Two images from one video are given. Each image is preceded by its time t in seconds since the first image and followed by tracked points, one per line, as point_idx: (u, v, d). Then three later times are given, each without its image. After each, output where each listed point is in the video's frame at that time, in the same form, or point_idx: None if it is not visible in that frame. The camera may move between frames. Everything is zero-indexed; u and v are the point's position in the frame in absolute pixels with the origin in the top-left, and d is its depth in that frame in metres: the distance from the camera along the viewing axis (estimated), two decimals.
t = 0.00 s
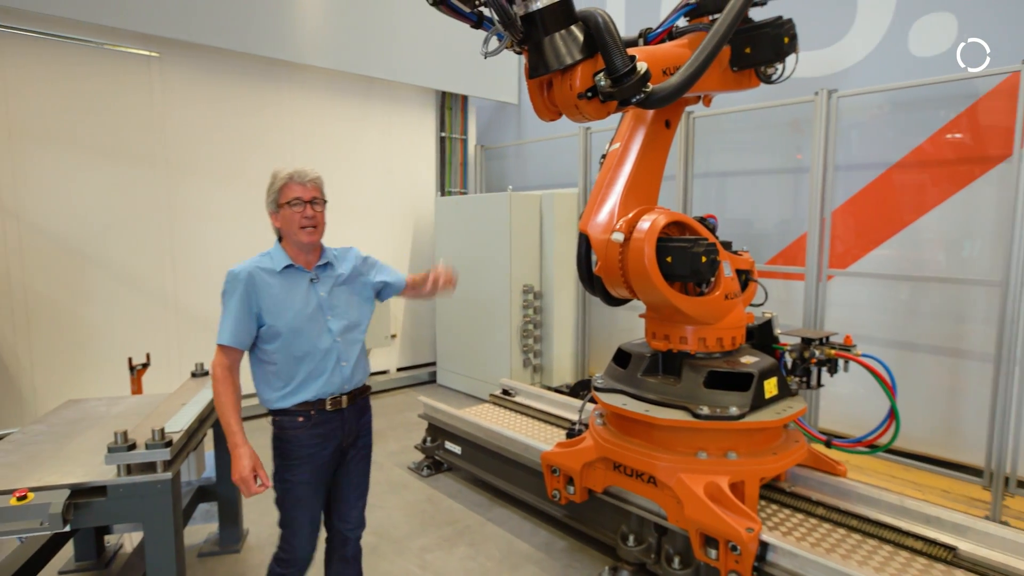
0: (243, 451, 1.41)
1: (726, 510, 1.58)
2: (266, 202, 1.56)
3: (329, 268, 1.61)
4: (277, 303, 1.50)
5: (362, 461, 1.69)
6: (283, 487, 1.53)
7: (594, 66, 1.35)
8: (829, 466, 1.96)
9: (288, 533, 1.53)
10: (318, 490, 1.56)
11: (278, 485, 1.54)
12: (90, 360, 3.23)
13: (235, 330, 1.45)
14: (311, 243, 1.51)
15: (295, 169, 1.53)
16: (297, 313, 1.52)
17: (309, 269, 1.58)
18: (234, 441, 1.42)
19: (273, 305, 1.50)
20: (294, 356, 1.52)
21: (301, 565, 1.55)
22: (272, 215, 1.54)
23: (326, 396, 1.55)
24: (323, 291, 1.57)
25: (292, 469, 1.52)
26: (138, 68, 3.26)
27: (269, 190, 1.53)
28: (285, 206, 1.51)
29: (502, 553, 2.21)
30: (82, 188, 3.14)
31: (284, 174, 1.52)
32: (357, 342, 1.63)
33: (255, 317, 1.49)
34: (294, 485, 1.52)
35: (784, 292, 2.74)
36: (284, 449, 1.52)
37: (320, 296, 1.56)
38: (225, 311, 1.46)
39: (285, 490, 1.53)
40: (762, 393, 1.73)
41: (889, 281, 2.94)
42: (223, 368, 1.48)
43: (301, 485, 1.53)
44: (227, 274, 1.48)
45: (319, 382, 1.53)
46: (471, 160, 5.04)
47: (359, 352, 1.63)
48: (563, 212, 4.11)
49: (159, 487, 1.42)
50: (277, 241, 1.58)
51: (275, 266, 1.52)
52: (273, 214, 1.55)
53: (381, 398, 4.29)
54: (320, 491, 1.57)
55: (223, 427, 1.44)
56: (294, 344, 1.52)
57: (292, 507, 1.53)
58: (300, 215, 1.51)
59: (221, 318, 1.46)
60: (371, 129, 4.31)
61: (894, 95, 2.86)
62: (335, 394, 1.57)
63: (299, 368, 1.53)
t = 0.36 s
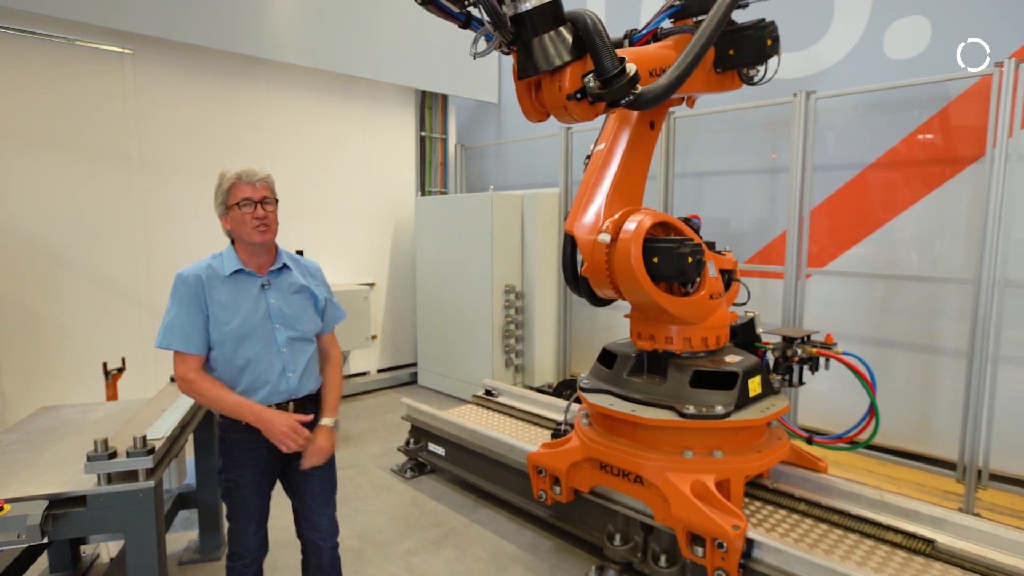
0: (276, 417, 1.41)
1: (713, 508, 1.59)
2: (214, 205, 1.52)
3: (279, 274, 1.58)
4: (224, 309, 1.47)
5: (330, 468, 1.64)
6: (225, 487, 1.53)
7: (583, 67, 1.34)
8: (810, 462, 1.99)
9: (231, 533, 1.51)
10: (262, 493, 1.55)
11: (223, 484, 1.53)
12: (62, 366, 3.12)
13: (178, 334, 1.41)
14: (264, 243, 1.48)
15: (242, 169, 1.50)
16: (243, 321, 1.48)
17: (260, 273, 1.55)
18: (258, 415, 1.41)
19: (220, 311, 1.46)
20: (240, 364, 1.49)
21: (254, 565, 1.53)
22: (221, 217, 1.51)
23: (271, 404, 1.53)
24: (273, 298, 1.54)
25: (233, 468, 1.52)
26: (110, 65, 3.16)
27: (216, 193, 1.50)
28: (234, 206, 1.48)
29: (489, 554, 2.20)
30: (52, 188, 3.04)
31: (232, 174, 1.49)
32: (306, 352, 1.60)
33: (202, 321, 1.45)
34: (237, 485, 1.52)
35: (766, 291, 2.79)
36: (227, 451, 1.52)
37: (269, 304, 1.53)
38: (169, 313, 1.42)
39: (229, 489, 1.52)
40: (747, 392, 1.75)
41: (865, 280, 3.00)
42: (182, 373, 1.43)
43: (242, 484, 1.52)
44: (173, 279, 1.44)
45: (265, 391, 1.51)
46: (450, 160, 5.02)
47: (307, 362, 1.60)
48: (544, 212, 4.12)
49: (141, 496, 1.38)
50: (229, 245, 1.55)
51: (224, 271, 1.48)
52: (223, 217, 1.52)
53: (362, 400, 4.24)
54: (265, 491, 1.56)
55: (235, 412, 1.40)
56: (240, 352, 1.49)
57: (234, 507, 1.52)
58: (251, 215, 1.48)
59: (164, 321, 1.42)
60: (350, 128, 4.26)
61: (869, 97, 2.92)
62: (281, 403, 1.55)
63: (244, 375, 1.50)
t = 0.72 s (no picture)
0: (291, 431, 1.47)
1: (714, 506, 1.59)
2: (186, 209, 1.47)
3: (262, 271, 1.59)
4: (218, 308, 1.44)
5: (321, 464, 1.63)
6: (219, 489, 1.50)
7: (586, 63, 1.33)
8: (809, 459, 2.00)
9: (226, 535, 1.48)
10: (257, 494, 1.53)
11: (217, 487, 1.50)
12: (53, 367, 3.08)
13: (173, 338, 1.37)
14: (262, 231, 1.52)
15: (216, 167, 1.51)
16: (238, 319, 1.46)
17: (247, 270, 1.54)
18: (274, 430, 1.44)
19: (213, 311, 1.43)
20: (237, 363, 1.47)
21: (251, 567, 1.50)
22: (202, 218, 1.48)
23: (270, 402, 1.52)
24: (262, 295, 1.53)
25: (227, 471, 1.49)
26: (102, 62, 3.12)
27: (192, 193, 1.46)
28: (222, 202, 1.48)
29: (488, 554, 2.19)
30: (43, 186, 2.99)
31: (209, 172, 1.48)
32: (297, 346, 1.59)
33: (195, 322, 1.41)
34: (233, 487, 1.49)
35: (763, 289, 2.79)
36: (223, 454, 1.49)
37: (260, 300, 1.52)
38: (160, 317, 1.38)
39: (224, 491, 1.49)
40: (747, 389, 1.75)
41: (859, 277, 3.02)
42: (181, 381, 1.38)
43: (238, 485, 1.49)
44: (161, 281, 1.40)
45: (263, 388, 1.50)
46: (445, 158, 5.00)
47: (300, 356, 1.60)
48: (539, 210, 4.11)
49: (139, 497, 1.36)
50: (208, 247, 1.51)
51: (212, 270, 1.46)
52: (203, 217, 1.48)
53: (357, 400, 4.21)
54: (261, 492, 1.54)
55: (250, 429, 1.41)
56: (236, 351, 1.46)
57: (229, 510, 1.50)
58: (242, 207, 1.50)
59: (156, 326, 1.38)
60: (343, 126, 4.23)
61: (863, 95, 2.94)
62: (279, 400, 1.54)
63: (241, 375, 1.48)
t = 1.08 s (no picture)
0: (320, 425, 1.50)
1: (723, 505, 1.58)
2: (207, 206, 1.48)
3: (280, 268, 1.60)
4: (244, 303, 1.44)
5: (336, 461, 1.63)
6: (240, 487, 1.49)
7: (595, 59, 1.32)
8: (815, 459, 1.99)
9: (240, 533, 1.47)
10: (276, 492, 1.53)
11: (237, 482, 1.49)
12: (52, 367, 3.06)
13: (202, 333, 1.38)
14: (282, 228, 1.55)
15: (238, 165, 1.52)
16: (264, 314, 1.47)
17: (267, 266, 1.56)
18: (305, 425, 1.47)
19: (240, 306, 1.44)
20: (264, 358, 1.48)
21: (263, 568, 1.49)
22: (224, 215, 1.48)
23: (295, 397, 1.54)
24: (285, 290, 1.54)
25: (251, 467, 1.49)
26: (101, 60, 3.10)
27: (214, 191, 1.47)
28: (244, 198, 1.49)
29: (492, 555, 2.18)
30: (42, 185, 2.97)
31: (230, 170, 1.50)
32: (318, 341, 1.61)
33: (222, 317, 1.42)
34: (253, 483, 1.49)
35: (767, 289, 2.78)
36: (245, 449, 1.49)
37: (283, 295, 1.52)
38: (188, 313, 1.38)
39: (244, 487, 1.49)
40: (754, 388, 1.74)
41: (862, 276, 3.02)
42: (214, 376, 1.39)
43: (260, 483, 1.49)
44: (187, 277, 1.39)
45: (290, 383, 1.52)
46: (445, 157, 4.98)
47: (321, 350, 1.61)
48: (541, 209, 4.10)
49: (142, 498, 1.34)
50: (228, 244, 1.52)
51: (237, 266, 1.46)
52: (225, 214, 1.48)
53: (357, 400, 4.19)
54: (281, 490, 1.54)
55: (282, 424, 1.43)
56: (263, 346, 1.47)
57: (247, 507, 1.49)
58: (263, 204, 1.53)
59: (184, 322, 1.38)
60: (343, 125, 4.21)
61: (866, 94, 2.93)
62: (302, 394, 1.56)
63: (267, 370, 1.50)
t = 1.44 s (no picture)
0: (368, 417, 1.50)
1: (738, 508, 1.56)
2: (271, 202, 1.51)
3: (336, 264, 1.62)
4: (301, 297, 1.47)
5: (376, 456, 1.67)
6: (288, 474, 1.51)
7: (611, 53, 1.30)
8: (829, 460, 1.97)
9: (282, 525, 1.49)
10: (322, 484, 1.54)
11: (285, 470, 1.51)
12: (55, 367, 3.04)
13: (262, 323, 1.40)
14: (340, 226, 1.57)
15: (301, 164, 1.56)
16: (318, 309, 1.49)
17: (323, 263, 1.58)
18: (354, 417, 1.47)
19: (297, 300, 1.46)
20: (315, 351, 1.51)
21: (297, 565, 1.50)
22: (285, 212, 1.52)
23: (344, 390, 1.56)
24: (338, 286, 1.56)
25: (300, 455, 1.51)
26: (101, 58, 3.08)
27: (279, 188, 1.51)
28: (305, 196, 1.52)
29: (501, 557, 2.16)
30: (44, 184, 2.95)
31: (294, 169, 1.54)
32: (368, 337, 1.63)
33: (281, 309, 1.44)
34: (301, 472, 1.50)
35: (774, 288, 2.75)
36: (297, 436, 1.50)
37: (336, 291, 1.54)
38: (248, 303, 1.41)
39: (292, 476, 1.50)
40: (768, 389, 1.72)
41: (871, 276, 2.99)
42: (271, 364, 1.42)
43: (306, 472, 1.51)
44: (248, 269, 1.42)
45: (340, 376, 1.54)
46: (449, 156, 4.96)
47: (370, 346, 1.63)
48: (546, 209, 4.08)
49: (150, 500, 1.32)
50: (287, 240, 1.55)
51: (295, 261, 1.49)
52: (286, 211, 1.51)
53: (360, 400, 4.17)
54: (326, 482, 1.56)
55: (333, 415, 1.44)
56: (316, 340, 1.49)
57: (292, 495, 1.50)
58: (322, 203, 1.55)
59: (245, 312, 1.41)
60: (347, 123, 4.19)
61: (875, 92, 2.90)
62: (351, 388, 1.58)
63: (319, 363, 1.52)
